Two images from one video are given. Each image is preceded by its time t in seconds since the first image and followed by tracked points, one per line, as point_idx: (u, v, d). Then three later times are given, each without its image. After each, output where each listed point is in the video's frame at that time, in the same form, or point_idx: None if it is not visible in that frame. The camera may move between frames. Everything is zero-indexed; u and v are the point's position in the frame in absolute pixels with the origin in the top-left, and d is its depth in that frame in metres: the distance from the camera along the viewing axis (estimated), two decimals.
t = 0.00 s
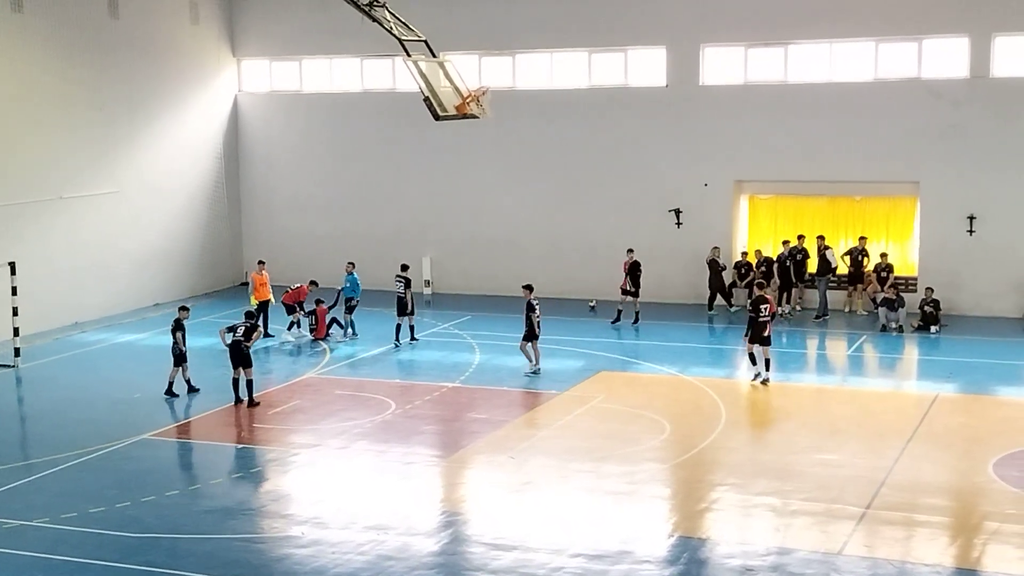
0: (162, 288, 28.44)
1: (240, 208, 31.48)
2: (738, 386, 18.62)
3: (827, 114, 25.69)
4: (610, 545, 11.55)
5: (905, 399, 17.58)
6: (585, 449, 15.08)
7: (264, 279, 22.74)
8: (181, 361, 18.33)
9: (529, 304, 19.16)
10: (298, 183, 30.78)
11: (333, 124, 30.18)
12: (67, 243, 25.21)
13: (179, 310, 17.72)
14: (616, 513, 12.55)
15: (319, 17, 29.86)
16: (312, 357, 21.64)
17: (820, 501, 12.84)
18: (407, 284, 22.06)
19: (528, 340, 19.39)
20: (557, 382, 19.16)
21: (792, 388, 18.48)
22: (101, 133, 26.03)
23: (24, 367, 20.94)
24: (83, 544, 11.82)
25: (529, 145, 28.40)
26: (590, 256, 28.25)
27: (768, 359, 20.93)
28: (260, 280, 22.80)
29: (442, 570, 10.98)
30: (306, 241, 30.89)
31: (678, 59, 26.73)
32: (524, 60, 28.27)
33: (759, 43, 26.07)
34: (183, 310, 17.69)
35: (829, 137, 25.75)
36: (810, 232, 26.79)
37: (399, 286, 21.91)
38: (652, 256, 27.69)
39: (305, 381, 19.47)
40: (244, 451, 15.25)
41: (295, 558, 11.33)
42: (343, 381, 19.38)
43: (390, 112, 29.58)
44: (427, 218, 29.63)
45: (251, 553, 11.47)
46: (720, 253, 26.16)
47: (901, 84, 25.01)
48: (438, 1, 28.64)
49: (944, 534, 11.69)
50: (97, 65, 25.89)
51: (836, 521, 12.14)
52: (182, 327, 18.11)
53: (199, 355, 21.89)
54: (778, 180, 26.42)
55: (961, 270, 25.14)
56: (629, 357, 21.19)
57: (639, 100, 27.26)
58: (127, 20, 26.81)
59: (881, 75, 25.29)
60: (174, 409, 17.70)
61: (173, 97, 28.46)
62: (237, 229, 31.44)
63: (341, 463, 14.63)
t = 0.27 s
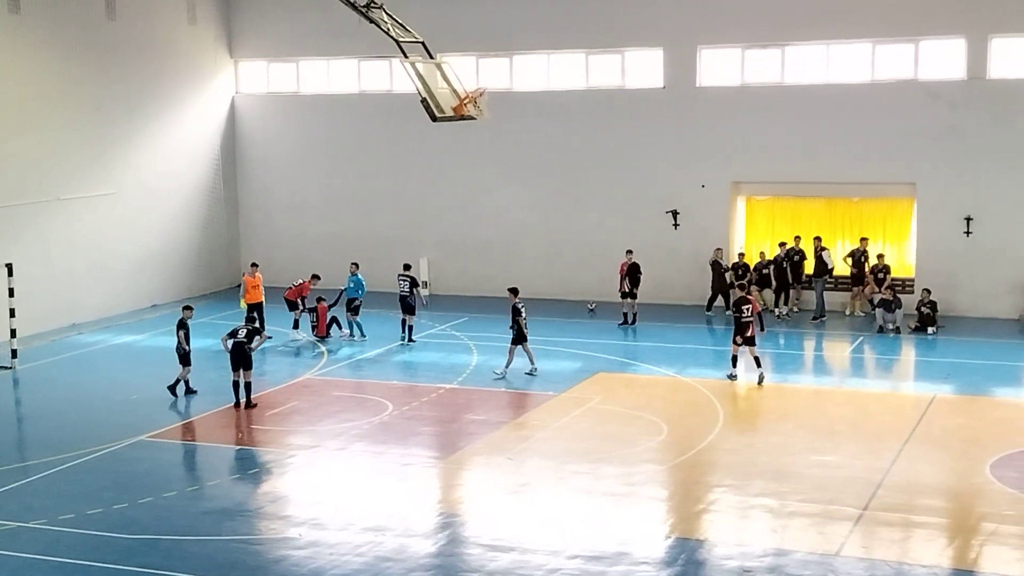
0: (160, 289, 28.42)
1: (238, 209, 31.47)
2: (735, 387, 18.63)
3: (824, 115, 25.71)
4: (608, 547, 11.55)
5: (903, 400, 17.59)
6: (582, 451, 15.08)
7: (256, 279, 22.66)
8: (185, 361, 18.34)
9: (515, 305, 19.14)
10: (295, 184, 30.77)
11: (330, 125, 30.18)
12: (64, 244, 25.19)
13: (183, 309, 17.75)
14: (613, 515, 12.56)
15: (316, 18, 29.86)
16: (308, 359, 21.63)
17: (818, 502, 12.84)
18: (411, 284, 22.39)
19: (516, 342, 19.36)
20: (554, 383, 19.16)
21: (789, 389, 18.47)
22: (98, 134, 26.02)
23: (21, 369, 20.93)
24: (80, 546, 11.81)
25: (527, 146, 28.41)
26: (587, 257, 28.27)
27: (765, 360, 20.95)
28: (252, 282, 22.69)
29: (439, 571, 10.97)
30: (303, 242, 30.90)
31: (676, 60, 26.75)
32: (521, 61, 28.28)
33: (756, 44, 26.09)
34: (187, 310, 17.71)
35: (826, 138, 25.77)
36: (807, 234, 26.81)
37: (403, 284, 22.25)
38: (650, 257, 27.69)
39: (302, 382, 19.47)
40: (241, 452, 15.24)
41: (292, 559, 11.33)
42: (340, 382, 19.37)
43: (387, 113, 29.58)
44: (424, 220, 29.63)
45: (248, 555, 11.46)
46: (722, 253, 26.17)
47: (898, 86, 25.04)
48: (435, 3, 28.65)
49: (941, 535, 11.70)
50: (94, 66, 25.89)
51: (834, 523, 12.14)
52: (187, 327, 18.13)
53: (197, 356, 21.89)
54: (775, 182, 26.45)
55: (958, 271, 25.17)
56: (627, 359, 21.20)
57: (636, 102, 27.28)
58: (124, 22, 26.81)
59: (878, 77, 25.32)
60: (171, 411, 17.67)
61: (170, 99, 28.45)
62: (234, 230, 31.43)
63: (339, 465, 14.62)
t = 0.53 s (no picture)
0: (157, 290, 28.40)
1: (235, 210, 31.45)
2: (733, 389, 18.63)
3: (821, 117, 25.72)
4: (606, 548, 11.55)
5: (900, 402, 17.60)
6: (579, 452, 15.08)
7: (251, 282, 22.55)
8: (188, 362, 18.30)
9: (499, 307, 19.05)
10: (293, 186, 30.76)
11: (327, 126, 30.17)
12: (61, 245, 25.17)
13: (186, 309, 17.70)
14: (610, 516, 12.55)
15: (313, 20, 29.86)
16: (305, 360, 21.60)
17: (815, 503, 12.84)
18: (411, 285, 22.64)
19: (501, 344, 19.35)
20: (551, 384, 19.15)
21: (787, 391, 18.47)
22: (95, 136, 26.00)
23: (18, 370, 20.90)
24: (77, 547, 11.79)
25: (524, 147, 28.41)
26: (584, 259, 28.27)
27: (763, 362, 20.95)
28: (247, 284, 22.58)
29: (437, 573, 10.96)
30: (300, 243, 30.88)
31: (673, 62, 26.77)
32: (519, 62, 28.27)
33: (753, 46, 26.11)
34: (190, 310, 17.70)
35: (823, 139, 25.79)
36: (804, 235, 26.81)
37: (404, 285, 22.48)
38: (647, 258, 27.69)
39: (300, 384, 19.45)
40: (238, 454, 15.23)
41: (289, 561, 11.31)
42: (337, 384, 19.36)
43: (384, 114, 29.58)
44: (421, 221, 29.62)
45: (245, 557, 11.45)
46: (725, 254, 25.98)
47: (895, 87, 25.07)
48: (433, 4, 28.66)
49: (938, 536, 11.70)
50: (91, 68, 25.88)
51: (832, 524, 12.14)
52: (190, 329, 18.09)
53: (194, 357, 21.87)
54: (772, 183, 26.46)
55: (955, 272, 25.19)
56: (624, 360, 21.19)
57: (633, 103, 27.29)
58: (121, 23, 26.80)
59: (875, 78, 25.34)
60: (168, 412, 17.65)
61: (167, 100, 28.43)
62: (231, 231, 31.41)
63: (336, 466, 14.60)
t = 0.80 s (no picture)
0: (154, 292, 28.38)
1: (231, 211, 31.43)
2: (730, 390, 18.63)
3: (818, 118, 25.74)
4: (603, 549, 11.54)
5: (897, 403, 17.61)
6: (576, 453, 15.08)
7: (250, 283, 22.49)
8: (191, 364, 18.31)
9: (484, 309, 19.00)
10: (290, 187, 30.74)
11: (324, 128, 30.16)
12: (58, 247, 25.14)
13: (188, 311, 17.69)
14: (607, 517, 12.55)
15: (310, 21, 29.85)
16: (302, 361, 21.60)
17: (812, 504, 12.85)
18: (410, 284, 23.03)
19: (487, 345, 19.33)
20: (548, 385, 19.14)
21: (784, 392, 18.48)
22: (92, 137, 25.99)
23: (15, 372, 20.88)
24: (75, 549, 11.78)
25: (521, 148, 28.41)
26: (582, 260, 28.27)
27: (759, 363, 20.96)
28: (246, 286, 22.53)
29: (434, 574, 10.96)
30: (297, 245, 30.87)
31: (670, 63, 26.78)
32: (516, 63, 28.27)
33: (750, 47, 26.13)
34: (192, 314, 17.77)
35: (820, 141, 25.81)
36: (801, 236, 26.82)
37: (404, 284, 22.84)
38: (643, 259, 27.69)
39: (297, 385, 19.45)
40: (235, 455, 15.22)
41: (286, 562, 11.30)
42: (334, 385, 19.36)
43: (381, 116, 29.57)
44: (418, 222, 29.62)
45: (242, 558, 11.44)
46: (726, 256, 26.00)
47: (892, 88, 25.09)
48: (430, 5, 28.67)
49: (935, 537, 11.71)
50: (89, 68, 25.88)
51: (829, 525, 12.14)
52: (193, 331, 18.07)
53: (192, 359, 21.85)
54: (769, 184, 26.47)
55: (952, 274, 25.22)
56: (622, 361, 21.19)
57: (630, 104, 27.30)
58: (118, 25, 26.78)
59: (872, 80, 25.36)
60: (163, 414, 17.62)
61: (164, 101, 28.42)
62: (228, 233, 31.39)
63: (333, 468, 14.59)
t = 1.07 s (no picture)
0: (151, 293, 28.36)
1: (229, 213, 31.42)
2: (727, 391, 18.64)
3: (815, 119, 25.77)
4: (600, 550, 11.54)
5: (894, 404, 17.62)
6: (574, 455, 15.08)
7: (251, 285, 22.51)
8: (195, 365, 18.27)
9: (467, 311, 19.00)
10: (287, 188, 30.74)
11: (322, 129, 30.15)
12: (55, 248, 25.12)
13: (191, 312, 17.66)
14: (605, 518, 12.56)
15: (308, 22, 29.85)
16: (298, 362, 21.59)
17: (809, 505, 12.85)
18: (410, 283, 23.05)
19: (469, 349, 19.33)
20: (546, 387, 19.14)
21: (781, 393, 18.49)
22: (89, 137, 25.96)
23: (12, 373, 20.85)
24: (72, 551, 11.77)
25: (518, 149, 28.42)
26: (579, 261, 28.29)
27: (756, 364, 20.98)
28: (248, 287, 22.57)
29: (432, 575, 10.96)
30: (295, 246, 30.87)
31: (667, 64, 26.80)
32: (513, 65, 28.28)
33: (747, 48, 26.15)
34: (195, 315, 17.85)
35: (817, 142, 25.83)
36: (798, 237, 26.83)
37: (404, 284, 22.83)
38: (641, 261, 27.70)
39: (294, 386, 19.44)
40: (233, 456, 15.21)
41: (283, 564, 11.30)
42: (332, 386, 19.35)
43: (379, 117, 29.56)
44: (416, 223, 29.61)
45: (239, 559, 11.43)
46: (725, 257, 26.04)
47: (889, 90, 25.11)
48: (427, 6, 28.67)
49: (932, 538, 11.72)
50: (86, 70, 25.86)
51: (826, 526, 12.15)
52: (196, 332, 18.05)
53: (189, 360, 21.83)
54: (766, 185, 26.48)
55: (949, 275, 25.24)
56: (619, 362, 21.20)
57: (628, 105, 27.31)
58: (115, 26, 26.76)
59: (869, 81, 25.39)
60: (161, 416, 17.61)
61: (161, 102, 28.40)
62: (225, 234, 31.38)
63: (330, 469, 14.58)
